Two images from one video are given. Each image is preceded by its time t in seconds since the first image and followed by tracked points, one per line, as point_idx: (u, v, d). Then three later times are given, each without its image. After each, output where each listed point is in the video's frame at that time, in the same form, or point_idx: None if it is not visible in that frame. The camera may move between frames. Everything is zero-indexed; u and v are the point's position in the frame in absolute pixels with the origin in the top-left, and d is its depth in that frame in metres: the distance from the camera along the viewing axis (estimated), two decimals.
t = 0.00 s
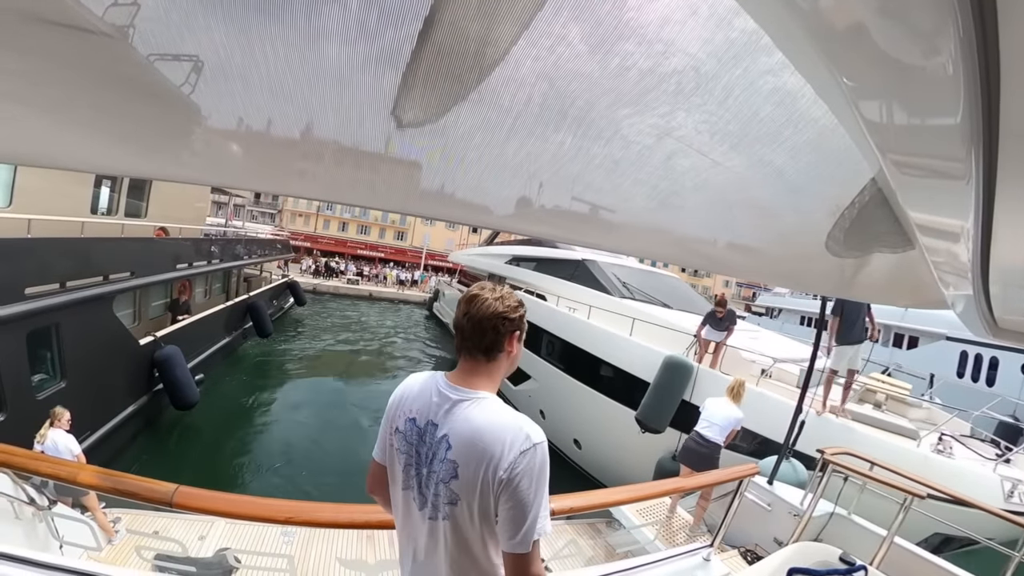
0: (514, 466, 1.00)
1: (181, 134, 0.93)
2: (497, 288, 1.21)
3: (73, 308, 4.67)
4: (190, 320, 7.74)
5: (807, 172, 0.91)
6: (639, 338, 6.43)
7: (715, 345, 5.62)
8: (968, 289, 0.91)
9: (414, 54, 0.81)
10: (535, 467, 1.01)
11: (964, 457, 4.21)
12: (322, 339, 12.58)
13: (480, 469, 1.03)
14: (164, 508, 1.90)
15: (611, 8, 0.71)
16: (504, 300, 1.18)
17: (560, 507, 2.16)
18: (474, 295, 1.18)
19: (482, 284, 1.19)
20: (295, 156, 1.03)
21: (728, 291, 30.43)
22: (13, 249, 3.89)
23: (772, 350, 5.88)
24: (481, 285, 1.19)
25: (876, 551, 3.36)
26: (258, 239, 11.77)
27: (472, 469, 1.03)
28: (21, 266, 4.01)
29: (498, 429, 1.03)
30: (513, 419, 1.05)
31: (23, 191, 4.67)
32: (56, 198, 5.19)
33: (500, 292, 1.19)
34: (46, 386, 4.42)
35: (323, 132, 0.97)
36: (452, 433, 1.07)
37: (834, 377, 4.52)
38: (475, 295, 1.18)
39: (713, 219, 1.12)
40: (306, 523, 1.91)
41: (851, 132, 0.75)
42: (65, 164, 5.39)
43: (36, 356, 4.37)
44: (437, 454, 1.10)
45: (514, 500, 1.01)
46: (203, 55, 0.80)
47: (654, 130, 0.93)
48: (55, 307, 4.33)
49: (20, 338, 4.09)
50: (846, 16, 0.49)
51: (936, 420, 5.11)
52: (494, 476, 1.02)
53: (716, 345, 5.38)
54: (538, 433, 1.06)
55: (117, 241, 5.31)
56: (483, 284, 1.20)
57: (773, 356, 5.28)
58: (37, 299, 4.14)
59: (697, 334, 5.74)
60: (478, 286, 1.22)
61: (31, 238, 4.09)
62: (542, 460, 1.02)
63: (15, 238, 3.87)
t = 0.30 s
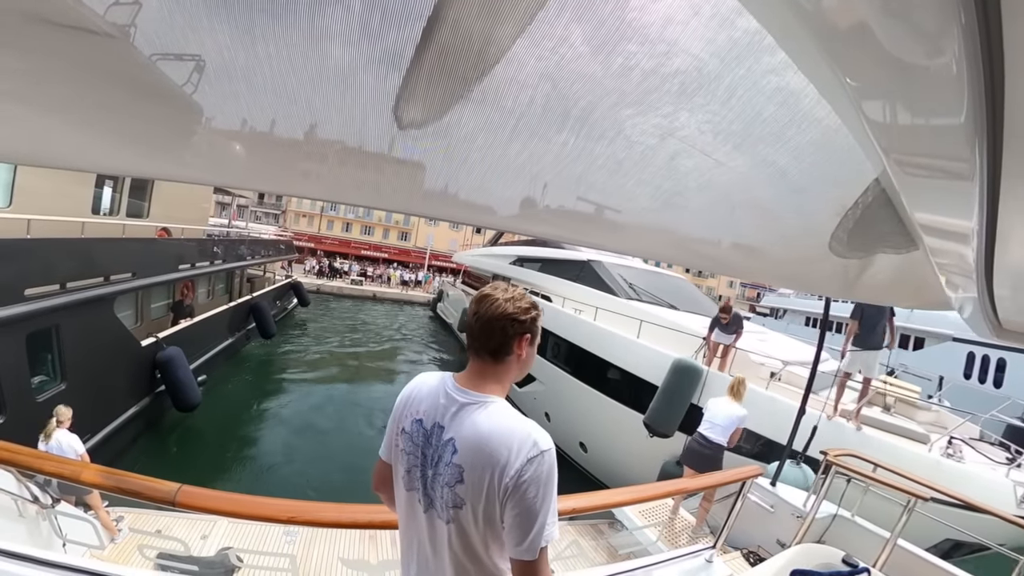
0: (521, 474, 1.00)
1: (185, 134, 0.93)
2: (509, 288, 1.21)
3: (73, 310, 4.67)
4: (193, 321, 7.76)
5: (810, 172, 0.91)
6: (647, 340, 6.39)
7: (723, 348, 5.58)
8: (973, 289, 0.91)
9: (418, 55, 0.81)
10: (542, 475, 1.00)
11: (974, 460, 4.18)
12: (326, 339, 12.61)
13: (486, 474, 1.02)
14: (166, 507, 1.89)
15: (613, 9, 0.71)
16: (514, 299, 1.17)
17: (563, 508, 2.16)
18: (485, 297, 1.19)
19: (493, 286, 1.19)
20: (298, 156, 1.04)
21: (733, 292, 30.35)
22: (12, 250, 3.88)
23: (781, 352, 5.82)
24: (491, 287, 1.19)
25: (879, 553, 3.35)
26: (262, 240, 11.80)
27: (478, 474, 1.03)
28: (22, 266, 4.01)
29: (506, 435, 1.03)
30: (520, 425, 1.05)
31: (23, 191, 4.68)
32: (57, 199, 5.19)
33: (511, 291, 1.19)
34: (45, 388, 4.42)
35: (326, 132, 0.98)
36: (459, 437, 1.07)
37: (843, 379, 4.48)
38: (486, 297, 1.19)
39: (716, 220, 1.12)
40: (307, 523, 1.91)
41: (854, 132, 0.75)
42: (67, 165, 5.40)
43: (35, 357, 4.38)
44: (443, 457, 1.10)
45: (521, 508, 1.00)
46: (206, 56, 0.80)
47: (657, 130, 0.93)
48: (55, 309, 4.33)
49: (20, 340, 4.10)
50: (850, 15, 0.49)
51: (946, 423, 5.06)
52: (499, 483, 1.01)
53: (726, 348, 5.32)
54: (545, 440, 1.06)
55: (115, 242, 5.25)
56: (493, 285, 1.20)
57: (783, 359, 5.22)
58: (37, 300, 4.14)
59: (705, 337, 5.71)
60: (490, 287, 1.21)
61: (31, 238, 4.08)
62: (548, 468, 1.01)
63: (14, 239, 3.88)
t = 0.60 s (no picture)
0: (523, 481, 0.99)
1: (187, 134, 0.93)
2: (518, 290, 1.20)
3: (73, 311, 4.67)
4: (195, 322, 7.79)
5: (813, 171, 0.90)
6: (653, 342, 6.37)
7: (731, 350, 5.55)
8: (976, 291, 0.90)
9: (421, 55, 0.81)
10: (544, 482, 1.00)
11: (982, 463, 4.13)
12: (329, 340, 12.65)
13: (488, 479, 1.02)
14: (168, 506, 1.90)
15: (616, 9, 0.71)
16: (523, 300, 1.17)
17: (564, 509, 2.15)
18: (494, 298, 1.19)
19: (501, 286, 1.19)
20: (302, 156, 1.04)
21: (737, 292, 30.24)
22: (11, 250, 3.88)
23: (789, 353, 5.78)
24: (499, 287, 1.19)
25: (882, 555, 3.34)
26: (265, 240, 11.83)
27: (479, 478, 1.03)
28: (21, 267, 4.02)
29: (508, 440, 1.02)
30: (523, 431, 1.05)
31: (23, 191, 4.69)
32: (58, 199, 5.21)
33: (520, 292, 1.19)
34: (45, 391, 4.45)
35: (330, 132, 0.98)
36: (461, 441, 1.07)
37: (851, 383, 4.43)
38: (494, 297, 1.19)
39: (719, 221, 1.12)
40: (309, 523, 1.90)
41: (858, 132, 0.74)
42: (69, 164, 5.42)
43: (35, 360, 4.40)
44: (445, 460, 1.10)
45: (522, 514, 1.00)
46: (209, 56, 0.80)
47: (660, 131, 0.92)
48: (55, 310, 4.35)
49: (20, 341, 4.11)
50: (852, 15, 0.49)
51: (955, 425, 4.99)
52: (501, 488, 1.01)
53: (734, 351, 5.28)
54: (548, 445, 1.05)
55: (121, 241, 5.36)
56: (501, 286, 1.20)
57: (792, 362, 5.21)
58: (37, 301, 4.15)
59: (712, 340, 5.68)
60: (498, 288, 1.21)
61: (31, 239, 4.08)
62: (550, 476, 1.01)
63: (13, 239, 3.88)
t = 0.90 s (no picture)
0: (523, 483, 0.99)
1: (190, 135, 0.94)
2: (521, 290, 1.20)
3: (72, 312, 4.66)
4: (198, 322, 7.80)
5: (815, 172, 0.90)
6: (661, 345, 6.34)
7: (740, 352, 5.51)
8: (980, 293, 0.89)
9: (422, 55, 0.82)
10: (545, 485, 0.99)
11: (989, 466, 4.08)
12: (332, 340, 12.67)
13: (487, 481, 1.02)
14: (170, 506, 1.90)
15: (618, 9, 0.71)
16: (526, 300, 1.17)
17: (566, 510, 2.15)
18: (496, 299, 1.18)
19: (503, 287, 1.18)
20: (305, 156, 1.04)
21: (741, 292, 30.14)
22: (10, 251, 3.87)
23: (797, 355, 5.74)
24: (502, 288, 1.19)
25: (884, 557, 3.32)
26: (268, 241, 11.85)
27: (479, 479, 1.03)
28: (21, 267, 4.01)
29: (509, 442, 1.02)
30: (524, 432, 1.05)
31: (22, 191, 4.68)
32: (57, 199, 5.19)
33: (523, 292, 1.19)
34: (44, 394, 4.44)
35: (334, 133, 0.98)
36: (461, 442, 1.07)
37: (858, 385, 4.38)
38: (496, 298, 1.18)
39: (721, 221, 1.12)
40: (311, 523, 1.90)
41: (860, 133, 0.74)
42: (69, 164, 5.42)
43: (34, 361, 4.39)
44: (445, 460, 1.10)
45: (522, 517, 1.00)
46: (211, 55, 0.80)
47: (663, 130, 0.92)
48: (55, 312, 4.33)
49: (20, 343, 4.11)
50: (856, 14, 0.48)
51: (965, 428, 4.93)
52: (501, 490, 1.01)
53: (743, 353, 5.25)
54: (548, 447, 1.05)
55: (122, 241, 5.36)
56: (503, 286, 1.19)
57: (802, 365, 5.15)
58: (36, 302, 4.14)
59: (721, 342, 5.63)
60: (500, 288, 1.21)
61: (30, 241, 4.06)
62: (549, 478, 1.01)
63: (13, 240, 3.88)
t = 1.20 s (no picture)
0: (524, 483, 0.99)
1: (192, 136, 0.94)
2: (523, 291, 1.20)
3: (71, 313, 4.65)
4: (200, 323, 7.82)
5: (818, 172, 0.90)
6: (667, 347, 6.26)
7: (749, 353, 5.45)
8: (982, 294, 0.89)
9: (425, 55, 0.82)
10: (546, 485, 0.99)
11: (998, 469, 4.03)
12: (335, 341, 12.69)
13: (488, 480, 1.02)
14: (171, 504, 1.91)
15: (620, 9, 0.71)
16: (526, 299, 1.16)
17: (568, 510, 2.15)
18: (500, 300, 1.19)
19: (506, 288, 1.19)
20: (308, 157, 1.04)
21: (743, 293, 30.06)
22: (9, 252, 3.87)
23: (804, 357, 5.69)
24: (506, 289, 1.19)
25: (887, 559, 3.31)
26: (270, 241, 11.87)
27: (479, 479, 1.03)
28: (21, 268, 4.01)
29: (510, 442, 1.02)
30: (524, 432, 1.05)
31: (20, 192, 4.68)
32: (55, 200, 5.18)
33: (523, 291, 1.19)
34: (42, 397, 4.45)
35: (336, 133, 0.98)
36: (462, 441, 1.07)
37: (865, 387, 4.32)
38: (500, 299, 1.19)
39: (724, 222, 1.12)
40: (313, 523, 1.90)
41: (863, 134, 0.74)
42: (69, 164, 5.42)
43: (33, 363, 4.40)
44: (446, 460, 1.10)
45: (523, 516, 1.00)
46: (213, 55, 0.80)
47: (665, 130, 0.92)
48: (53, 313, 4.32)
49: (18, 344, 4.10)
50: (858, 15, 0.48)
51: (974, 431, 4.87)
52: (501, 490, 1.01)
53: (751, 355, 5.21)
54: (549, 446, 1.05)
55: (121, 242, 5.34)
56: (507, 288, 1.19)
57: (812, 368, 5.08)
58: (35, 304, 4.13)
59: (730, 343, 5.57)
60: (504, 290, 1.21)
61: (28, 242, 4.04)
62: (549, 477, 1.00)
63: (12, 240, 3.88)
